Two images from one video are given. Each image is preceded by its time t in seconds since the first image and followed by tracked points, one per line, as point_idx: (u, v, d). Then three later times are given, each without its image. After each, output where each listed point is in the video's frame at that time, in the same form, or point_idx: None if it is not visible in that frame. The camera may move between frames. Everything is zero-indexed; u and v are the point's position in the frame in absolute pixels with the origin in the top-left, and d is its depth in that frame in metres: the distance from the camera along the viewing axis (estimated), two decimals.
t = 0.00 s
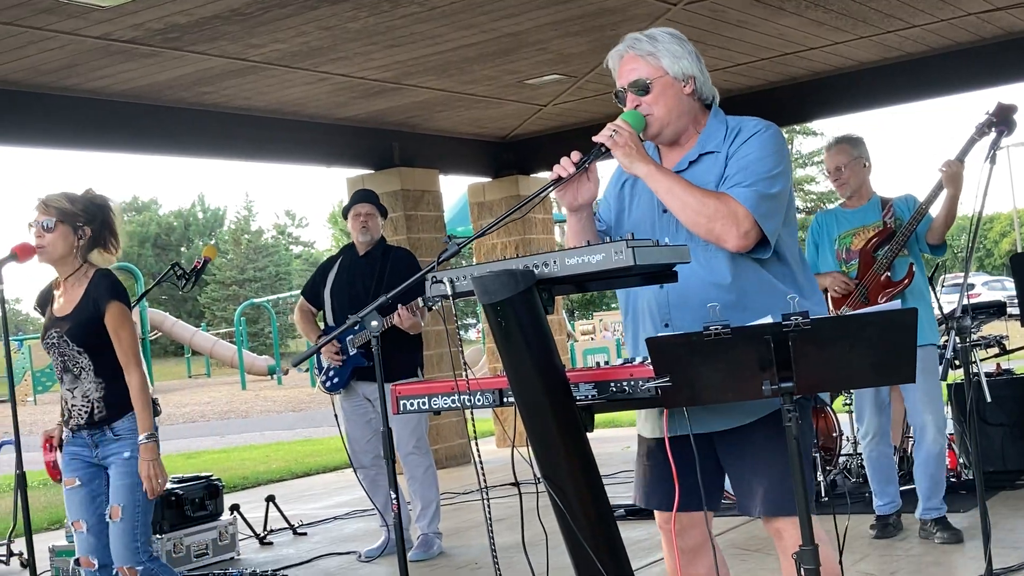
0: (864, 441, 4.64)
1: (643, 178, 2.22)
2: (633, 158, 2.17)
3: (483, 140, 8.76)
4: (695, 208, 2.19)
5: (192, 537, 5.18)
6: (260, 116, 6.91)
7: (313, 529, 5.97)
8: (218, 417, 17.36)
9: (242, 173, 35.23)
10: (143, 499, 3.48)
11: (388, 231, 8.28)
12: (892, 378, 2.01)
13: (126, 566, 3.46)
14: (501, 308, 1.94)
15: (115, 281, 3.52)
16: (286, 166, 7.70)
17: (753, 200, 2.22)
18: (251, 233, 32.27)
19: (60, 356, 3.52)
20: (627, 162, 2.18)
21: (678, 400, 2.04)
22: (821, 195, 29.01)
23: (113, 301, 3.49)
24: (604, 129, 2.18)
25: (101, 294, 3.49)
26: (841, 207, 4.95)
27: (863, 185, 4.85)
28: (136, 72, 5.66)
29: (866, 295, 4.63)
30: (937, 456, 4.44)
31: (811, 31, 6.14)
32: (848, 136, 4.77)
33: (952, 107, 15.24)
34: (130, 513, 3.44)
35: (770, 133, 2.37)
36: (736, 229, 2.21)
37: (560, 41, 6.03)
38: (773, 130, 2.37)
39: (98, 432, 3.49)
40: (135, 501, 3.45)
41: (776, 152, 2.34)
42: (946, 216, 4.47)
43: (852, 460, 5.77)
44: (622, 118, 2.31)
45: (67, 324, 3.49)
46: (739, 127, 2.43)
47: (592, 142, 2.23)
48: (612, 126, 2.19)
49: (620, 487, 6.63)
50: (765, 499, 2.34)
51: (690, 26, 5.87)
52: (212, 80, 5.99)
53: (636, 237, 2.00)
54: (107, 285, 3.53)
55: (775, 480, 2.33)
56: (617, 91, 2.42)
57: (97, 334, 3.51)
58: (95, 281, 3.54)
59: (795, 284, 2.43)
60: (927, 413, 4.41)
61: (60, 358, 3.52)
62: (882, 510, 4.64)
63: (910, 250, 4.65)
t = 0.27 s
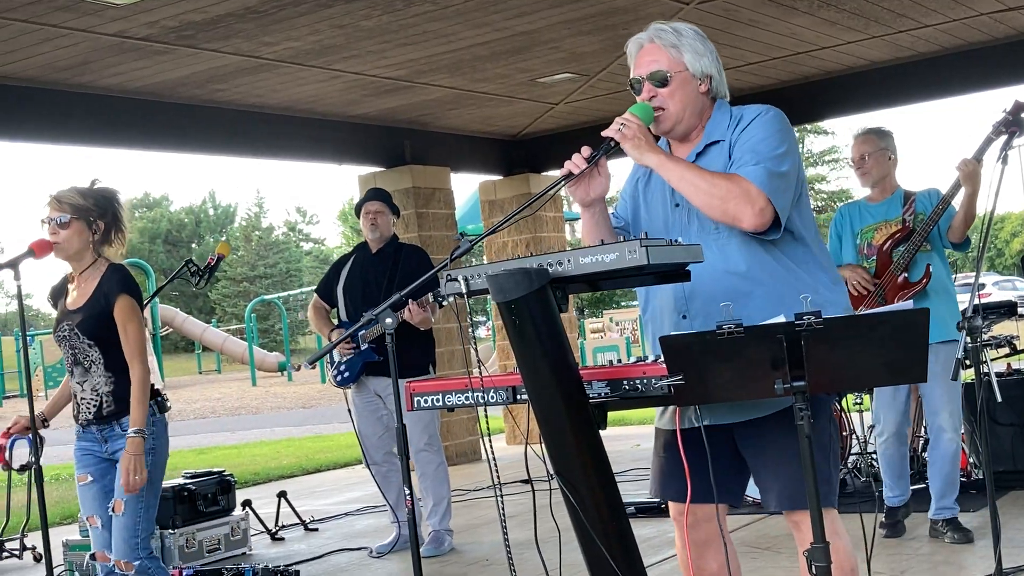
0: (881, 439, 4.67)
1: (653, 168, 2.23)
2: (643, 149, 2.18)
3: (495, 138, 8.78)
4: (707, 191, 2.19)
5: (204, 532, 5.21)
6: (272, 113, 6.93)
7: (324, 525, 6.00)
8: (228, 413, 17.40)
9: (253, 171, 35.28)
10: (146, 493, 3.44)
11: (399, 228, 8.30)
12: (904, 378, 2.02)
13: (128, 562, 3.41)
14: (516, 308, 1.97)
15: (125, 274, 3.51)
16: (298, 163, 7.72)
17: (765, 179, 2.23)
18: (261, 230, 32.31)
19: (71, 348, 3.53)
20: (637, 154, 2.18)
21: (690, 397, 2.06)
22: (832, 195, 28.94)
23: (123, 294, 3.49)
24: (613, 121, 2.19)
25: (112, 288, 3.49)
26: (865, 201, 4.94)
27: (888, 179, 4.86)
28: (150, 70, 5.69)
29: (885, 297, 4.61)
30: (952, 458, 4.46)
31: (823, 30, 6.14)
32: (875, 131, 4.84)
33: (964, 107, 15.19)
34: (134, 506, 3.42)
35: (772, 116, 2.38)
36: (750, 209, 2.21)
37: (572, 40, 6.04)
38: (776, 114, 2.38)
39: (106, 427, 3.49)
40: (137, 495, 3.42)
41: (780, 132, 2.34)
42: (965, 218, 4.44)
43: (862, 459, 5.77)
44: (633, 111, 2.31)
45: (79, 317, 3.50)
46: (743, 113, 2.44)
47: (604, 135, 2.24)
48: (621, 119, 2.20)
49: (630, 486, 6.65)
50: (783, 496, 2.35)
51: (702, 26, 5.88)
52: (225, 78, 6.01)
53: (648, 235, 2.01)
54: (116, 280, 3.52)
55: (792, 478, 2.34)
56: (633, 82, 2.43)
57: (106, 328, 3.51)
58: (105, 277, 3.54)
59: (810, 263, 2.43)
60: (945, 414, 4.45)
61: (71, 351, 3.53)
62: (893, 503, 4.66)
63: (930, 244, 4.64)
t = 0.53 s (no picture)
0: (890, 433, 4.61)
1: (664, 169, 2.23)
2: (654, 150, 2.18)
3: (506, 137, 8.79)
4: (721, 187, 2.20)
5: (217, 529, 5.24)
6: (285, 111, 6.96)
7: (335, 522, 6.03)
8: (239, 411, 17.43)
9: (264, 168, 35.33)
10: (171, 490, 3.45)
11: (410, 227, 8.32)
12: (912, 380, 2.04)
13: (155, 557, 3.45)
14: (529, 307, 1.98)
15: (136, 271, 3.50)
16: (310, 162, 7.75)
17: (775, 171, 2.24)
18: (272, 228, 32.36)
19: (92, 346, 3.54)
20: (648, 154, 2.20)
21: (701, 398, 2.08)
22: (843, 194, 28.87)
23: (136, 290, 3.48)
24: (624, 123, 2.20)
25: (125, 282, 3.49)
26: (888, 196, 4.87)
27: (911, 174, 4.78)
28: (163, 69, 5.72)
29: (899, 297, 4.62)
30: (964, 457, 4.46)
31: (835, 30, 6.15)
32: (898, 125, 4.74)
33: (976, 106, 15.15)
34: (159, 508, 3.44)
35: (766, 108, 2.41)
36: (769, 201, 2.21)
37: (584, 40, 6.06)
38: (769, 106, 2.41)
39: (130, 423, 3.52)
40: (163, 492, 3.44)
41: (775, 124, 2.37)
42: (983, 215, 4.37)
43: (873, 459, 5.78)
44: (641, 112, 2.32)
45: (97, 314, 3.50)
46: (736, 108, 2.46)
47: (616, 137, 2.25)
48: (632, 121, 2.21)
49: (640, 485, 6.66)
50: (795, 491, 2.36)
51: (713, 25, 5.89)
52: (238, 77, 6.04)
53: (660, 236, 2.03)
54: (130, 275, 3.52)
55: (804, 475, 2.35)
56: (638, 83, 2.43)
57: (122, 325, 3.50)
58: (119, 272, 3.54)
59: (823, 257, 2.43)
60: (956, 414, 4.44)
61: (92, 349, 3.54)
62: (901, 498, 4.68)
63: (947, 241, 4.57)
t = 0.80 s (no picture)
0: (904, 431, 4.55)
1: (675, 172, 2.24)
2: (666, 154, 2.19)
3: (515, 135, 8.81)
4: (731, 198, 2.22)
5: (228, 526, 5.27)
6: (295, 110, 6.98)
7: (346, 520, 6.05)
8: (249, 409, 17.46)
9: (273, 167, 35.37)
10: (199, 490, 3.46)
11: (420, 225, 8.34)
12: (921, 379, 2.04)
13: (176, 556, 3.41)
14: (540, 307, 1.99)
15: (153, 277, 3.49)
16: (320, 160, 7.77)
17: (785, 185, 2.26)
18: (281, 226, 32.40)
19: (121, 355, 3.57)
20: (659, 157, 2.20)
21: (711, 397, 2.09)
22: (853, 192, 28.81)
23: (148, 295, 3.46)
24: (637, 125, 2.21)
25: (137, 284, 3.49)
26: (902, 195, 4.85)
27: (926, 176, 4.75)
28: (175, 68, 5.74)
29: (907, 299, 4.65)
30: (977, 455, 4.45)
31: (844, 29, 6.16)
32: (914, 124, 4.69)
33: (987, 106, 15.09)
34: (185, 507, 3.44)
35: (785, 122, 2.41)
36: (774, 216, 2.24)
37: (593, 39, 6.07)
38: (787, 119, 2.42)
39: (159, 425, 3.52)
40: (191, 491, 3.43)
41: (792, 138, 2.38)
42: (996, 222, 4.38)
43: (882, 458, 5.78)
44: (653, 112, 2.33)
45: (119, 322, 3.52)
46: (754, 117, 2.47)
47: (627, 137, 2.25)
48: (644, 122, 2.21)
49: (649, 483, 6.67)
50: (796, 490, 2.38)
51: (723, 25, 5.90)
52: (249, 76, 6.06)
53: (670, 236, 2.04)
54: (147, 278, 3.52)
55: (810, 473, 2.36)
56: (650, 83, 2.44)
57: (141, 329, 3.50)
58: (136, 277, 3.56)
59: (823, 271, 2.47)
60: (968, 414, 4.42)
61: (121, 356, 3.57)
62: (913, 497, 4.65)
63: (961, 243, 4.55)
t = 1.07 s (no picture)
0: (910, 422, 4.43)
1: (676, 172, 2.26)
2: (670, 154, 2.21)
3: (521, 132, 8.82)
4: (727, 204, 2.24)
5: (235, 521, 5.29)
6: (302, 107, 7.00)
7: (353, 515, 6.07)
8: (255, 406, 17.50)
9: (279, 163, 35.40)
10: (214, 480, 3.49)
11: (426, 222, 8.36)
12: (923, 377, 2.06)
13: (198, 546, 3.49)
14: (546, 304, 2.01)
15: (197, 262, 3.61)
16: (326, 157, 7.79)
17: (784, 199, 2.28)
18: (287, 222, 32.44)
19: (147, 335, 3.63)
20: (663, 155, 2.22)
21: (716, 394, 2.10)
22: (859, 188, 28.78)
23: (193, 278, 3.58)
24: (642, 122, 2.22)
25: (184, 272, 3.59)
26: (906, 189, 4.85)
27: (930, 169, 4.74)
28: (182, 65, 5.76)
29: (908, 296, 4.66)
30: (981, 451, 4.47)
31: (850, 26, 6.17)
32: (920, 117, 4.72)
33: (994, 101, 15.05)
34: (202, 497, 3.47)
35: (798, 137, 2.42)
36: (765, 227, 2.26)
37: (599, 35, 6.08)
38: (801, 134, 2.43)
39: (173, 413, 3.56)
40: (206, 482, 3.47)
41: (804, 155, 2.39)
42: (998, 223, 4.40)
43: (888, 454, 5.79)
44: (658, 112, 2.34)
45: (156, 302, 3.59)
46: (771, 126, 2.47)
47: (631, 134, 2.27)
48: (649, 120, 2.22)
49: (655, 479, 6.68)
50: (796, 486, 2.40)
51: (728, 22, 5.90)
52: (256, 73, 6.08)
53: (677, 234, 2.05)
54: (189, 266, 3.62)
55: (812, 470, 2.38)
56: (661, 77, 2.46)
57: (179, 311, 3.58)
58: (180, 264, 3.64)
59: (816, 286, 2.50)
60: (972, 411, 4.44)
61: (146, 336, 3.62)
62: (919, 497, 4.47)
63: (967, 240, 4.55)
